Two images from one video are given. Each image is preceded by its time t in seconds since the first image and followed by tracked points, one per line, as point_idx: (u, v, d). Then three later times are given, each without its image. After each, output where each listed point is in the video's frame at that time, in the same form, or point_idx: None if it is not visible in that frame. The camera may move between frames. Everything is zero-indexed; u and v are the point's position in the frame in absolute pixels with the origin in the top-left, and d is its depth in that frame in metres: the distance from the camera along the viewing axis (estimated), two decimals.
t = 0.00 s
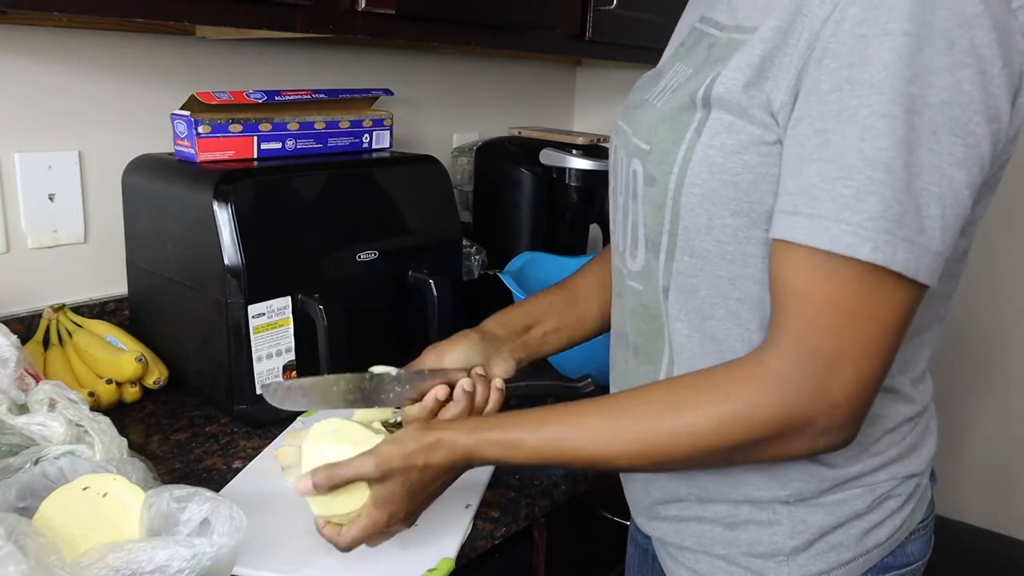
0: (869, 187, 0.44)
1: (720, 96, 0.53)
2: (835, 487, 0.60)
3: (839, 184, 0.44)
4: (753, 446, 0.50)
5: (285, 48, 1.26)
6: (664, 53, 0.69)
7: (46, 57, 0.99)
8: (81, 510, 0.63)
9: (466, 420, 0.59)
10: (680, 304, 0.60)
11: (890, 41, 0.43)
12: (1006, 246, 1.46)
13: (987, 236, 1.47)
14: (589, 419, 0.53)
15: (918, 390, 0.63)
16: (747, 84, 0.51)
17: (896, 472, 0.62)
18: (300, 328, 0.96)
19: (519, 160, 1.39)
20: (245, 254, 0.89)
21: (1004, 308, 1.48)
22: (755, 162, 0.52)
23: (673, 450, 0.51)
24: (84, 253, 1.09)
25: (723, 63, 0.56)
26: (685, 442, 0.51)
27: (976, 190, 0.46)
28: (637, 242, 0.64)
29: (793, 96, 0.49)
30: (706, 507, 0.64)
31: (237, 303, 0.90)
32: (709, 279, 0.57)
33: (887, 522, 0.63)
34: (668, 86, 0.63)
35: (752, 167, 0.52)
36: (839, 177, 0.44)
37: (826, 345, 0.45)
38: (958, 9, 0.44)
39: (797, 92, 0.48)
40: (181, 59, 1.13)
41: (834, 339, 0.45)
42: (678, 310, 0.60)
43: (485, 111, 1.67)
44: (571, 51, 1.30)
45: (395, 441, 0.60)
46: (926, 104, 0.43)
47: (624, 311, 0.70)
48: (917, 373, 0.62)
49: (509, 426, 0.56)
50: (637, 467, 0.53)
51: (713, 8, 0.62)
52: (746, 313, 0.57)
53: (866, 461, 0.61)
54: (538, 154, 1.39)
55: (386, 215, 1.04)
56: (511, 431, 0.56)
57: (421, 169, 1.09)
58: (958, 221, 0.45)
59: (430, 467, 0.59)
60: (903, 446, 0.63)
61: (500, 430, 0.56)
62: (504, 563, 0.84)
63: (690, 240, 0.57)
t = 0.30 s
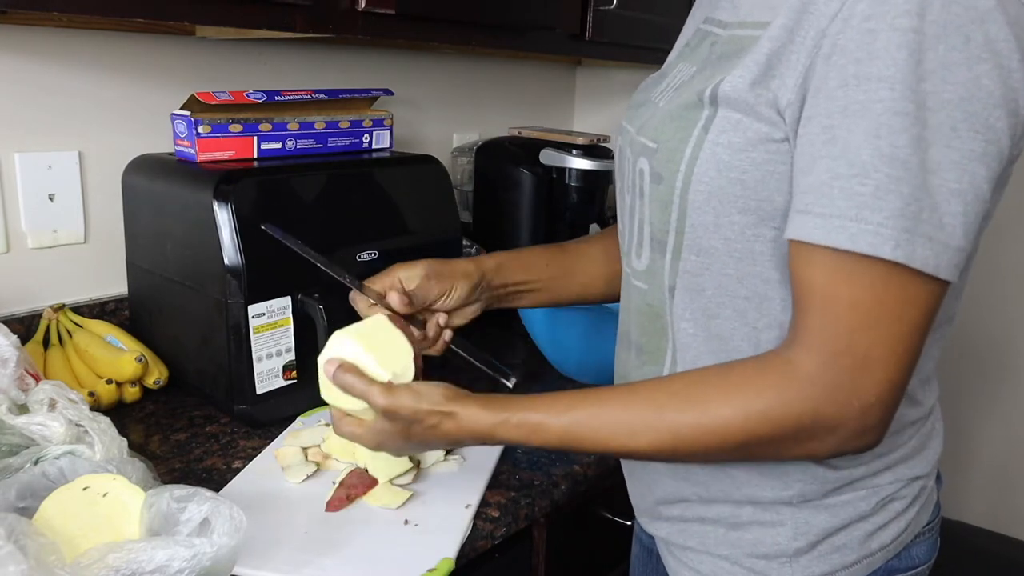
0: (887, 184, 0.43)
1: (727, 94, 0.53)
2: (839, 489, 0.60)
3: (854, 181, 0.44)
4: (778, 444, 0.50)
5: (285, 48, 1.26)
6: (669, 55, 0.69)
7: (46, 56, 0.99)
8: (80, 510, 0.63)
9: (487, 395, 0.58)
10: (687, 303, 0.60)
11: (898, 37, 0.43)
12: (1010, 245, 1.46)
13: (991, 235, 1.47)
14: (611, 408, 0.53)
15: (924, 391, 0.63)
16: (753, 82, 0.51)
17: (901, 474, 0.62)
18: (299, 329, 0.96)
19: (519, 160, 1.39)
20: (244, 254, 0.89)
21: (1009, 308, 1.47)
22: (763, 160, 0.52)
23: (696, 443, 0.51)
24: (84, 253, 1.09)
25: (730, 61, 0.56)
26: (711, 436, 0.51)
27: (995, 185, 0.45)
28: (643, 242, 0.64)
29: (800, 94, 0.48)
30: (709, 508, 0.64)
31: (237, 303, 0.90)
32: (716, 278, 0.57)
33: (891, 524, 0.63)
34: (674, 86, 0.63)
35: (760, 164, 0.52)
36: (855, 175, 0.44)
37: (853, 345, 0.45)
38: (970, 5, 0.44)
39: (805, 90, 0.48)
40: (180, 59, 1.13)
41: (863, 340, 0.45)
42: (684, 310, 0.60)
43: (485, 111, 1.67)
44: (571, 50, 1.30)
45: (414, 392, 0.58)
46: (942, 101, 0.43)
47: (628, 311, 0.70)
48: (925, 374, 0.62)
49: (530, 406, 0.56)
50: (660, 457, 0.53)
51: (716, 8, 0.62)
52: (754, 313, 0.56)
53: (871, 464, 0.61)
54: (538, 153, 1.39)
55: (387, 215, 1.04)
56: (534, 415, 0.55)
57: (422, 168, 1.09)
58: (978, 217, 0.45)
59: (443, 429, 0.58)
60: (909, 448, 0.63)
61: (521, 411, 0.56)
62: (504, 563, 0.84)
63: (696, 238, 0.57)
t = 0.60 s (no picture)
0: (885, 180, 0.43)
1: (730, 93, 0.53)
2: (840, 489, 0.60)
3: (851, 178, 0.44)
4: (772, 440, 0.50)
5: (285, 48, 1.26)
6: (672, 53, 0.69)
7: (46, 56, 0.99)
8: (80, 510, 0.63)
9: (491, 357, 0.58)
10: (688, 299, 0.60)
11: (898, 34, 0.43)
12: (1010, 246, 1.46)
13: (991, 236, 1.47)
14: (610, 381, 0.53)
15: (924, 390, 0.63)
16: (757, 81, 0.51)
17: (901, 474, 0.62)
18: (300, 329, 0.96)
19: (519, 159, 1.39)
20: (244, 254, 0.89)
21: (1009, 308, 1.48)
22: (764, 159, 0.52)
23: (690, 426, 0.51)
24: (84, 253, 1.09)
25: (734, 61, 0.56)
26: (705, 421, 0.51)
27: (990, 185, 0.45)
28: (645, 239, 0.64)
29: (804, 93, 0.49)
30: (710, 508, 0.64)
31: (237, 303, 0.90)
32: (717, 275, 0.57)
33: (892, 524, 0.63)
34: (678, 85, 0.63)
35: (761, 163, 0.52)
36: (853, 172, 0.44)
37: (853, 342, 0.45)
38: (969, 2, 0.43)
39: (809, 89, 0.48)
40: (180, 59, 1.13)
41: (864, 338, 0.45)
42: (685, 307, 0.60)
43: (485, 111, 1.67)
44: (571, 50, 1.30)
45: (421, 353, 0.58)
46: (939, 97, 0.43)
47: (629, 309, 0.70)
48: (925, 374, 0.62)
49: (532, 373, 0.55)
50: (652, 436, 0.53)
51: (720, 8, 0.62)
52: (754, 310, 0.57)
53: (872, 463, 0.61)
54: (538, 153, 1.39)
55: (387, 215, 1.04)
56: (534, 385, 0.55)
57: (422, 168, 1.09)
58: (973, 214, 0.45)
59: (447, 390, 0.58)
60: (909, 447, 0.63)
61: (521, 376, 0.55)
62: (504, 563, 0.84)
63: (697, 235, 0.57)
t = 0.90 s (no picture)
0: (890, 192, 0.43)
1: (728, 98, 0.52)
2: (836, 488, 0.60)
3: (855, 190, 0.44)
4: (765, 446, 0.50)
5: (285, 48, 1.26)
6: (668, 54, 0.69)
7: (46, 57, 0.99)
8: (80, 510, 0.63)
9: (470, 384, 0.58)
10: (685, 306, 0.60)
11: (906, 46, 0.43)
12: (1007, 246, 1.46)
13: (986, 234, 1.47)
14: (601, 400, 0.53)
15: (921, 391, 0.63)
16: (755, 86, 0.51)
17: (897, 473, 0.62)
18: (299, 329, 0.96)
19: (519, 160, 1.39)
20: (244, 254, 0.89)
21: (1004, 307, 1.48)
22: (762, 165, 0.52)
23: (684, 440, 0.51)
24: (84, 253, 1.09)
25: (730, 64, 0.55)
26: (699, 433, 0.51)
27: (990, 193, 0.46)
28: (641, 245, 0.64)
29: (803, 98, 0.48)
30: (707, 508, 0.64)
31: (237, 303, 0.90)
32: (714, 282, 0.57)
33: (888, 522, 0.63)
34: (673, 87, 0.62)
35: (760, 169, 0.52)
36: (857, 184, 0.44)
37: (845, 347, 0.45)
38: (975, 13, 0.44)
39: (808, 95, 0.48)
40: (181, 59, 1.13)
41: (855, 343, 0.45)
42: (682, 314, 0.60)
43: (485, 111, 1.67)
44: (571, 51, 1.30)
45: (392, 391, 0.59)
46: (943, 109, 0.44)
47: (625, 314, 0.70)
48: (921, 375, 0.62)
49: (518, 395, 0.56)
50: (646, 452, 0.53)
51: (715, 8, 0.62)
52: (752, 316, 0.57)
53: (868, 462, 0.61)
54: (538, 154, 1.39)
55: (387, 216, 1.04)
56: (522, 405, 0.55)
57: (422, 169, 1.09)
58: (973, 223, 0.45)
59: (427, 423, 0.59)
60: (905, 447, 0.63)
61: (508, 406, 0.55)
62: (505, 563, 0.84)
63: (695, 242, 0.57)
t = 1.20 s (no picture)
0: (882, 184, 0.43)
1: (722, 96, 0.53)
2: (834, 489, 0.60)
3: (846, 183, 0.44)
4: (772, 439, 0.50)
5: (285, 48, 1.26)
6: (663, 59, 0.69)
7: (46, 57, 0.99)
8: (80, 510, 0.63)
9: (485, 355, 0.57)
10: (682, 305, 0.60)
11: (891, 37, 0.43)
12: (1003, 244, 1.46)
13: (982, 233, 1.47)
14: (610, 382, 0.53)
15: (918, 391, 0.63)
16: (748, 84, 0.51)
17: (895, 474, 0.62)
18: (300, 329, 0.96)
19: (519, 160, 1.39)
20: (245, 254, 0.89)
21: (1002, 306, 1.48)
22: (757, 163, 0.52)
23: (691, 425, 0.51)
24: (84, 253, 1.09)
25: (723, 63, 0.56)
26: (706, 421, 0.50)
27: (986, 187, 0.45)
28: (636, 246, 0.64)
29: (796, 96, 0.48)
30: (704, 510, 0.64)
31: (237, 303, 0.90)
32: (711, 280, 0.57)
33: (886, 524, 0.63)
34: (669, 88, 0.63)
35: (754, 167, 0.52)
36: (849, 176, 0.44)
37: (851, 343, 0.45)
38: (962, 4, 0.44)
39: (800, 93, 0.48)
40: (180, 58, 1.13)
41: (861, 339, 0.45)
42: (678, 313, 0.60)
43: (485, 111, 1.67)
44: (572, 50, 1.30)
45: (411, 355, 0.58)
46: (933, 100, 0.43)
47: (621, 313, 0.70)
48: (919, 375, 0.62)
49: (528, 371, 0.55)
50: (653, 435, 0.53)
51: (712, 10, 0.62)
52: (749, 315, 0.57)
53: (865, 464, 0.61)
54: (538, 154, 1.39)
55: (387, 215, 1.04)
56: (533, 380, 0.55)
57: (422, 169, 1.09)
58: (970, 217, 0.45)
59: (440, 389, 0.58)
60: (902, 448, 0.63)
61: (518, 378, 0.55)
62: (504, 563, 0.84)
63: (691, 241, 0.57)
